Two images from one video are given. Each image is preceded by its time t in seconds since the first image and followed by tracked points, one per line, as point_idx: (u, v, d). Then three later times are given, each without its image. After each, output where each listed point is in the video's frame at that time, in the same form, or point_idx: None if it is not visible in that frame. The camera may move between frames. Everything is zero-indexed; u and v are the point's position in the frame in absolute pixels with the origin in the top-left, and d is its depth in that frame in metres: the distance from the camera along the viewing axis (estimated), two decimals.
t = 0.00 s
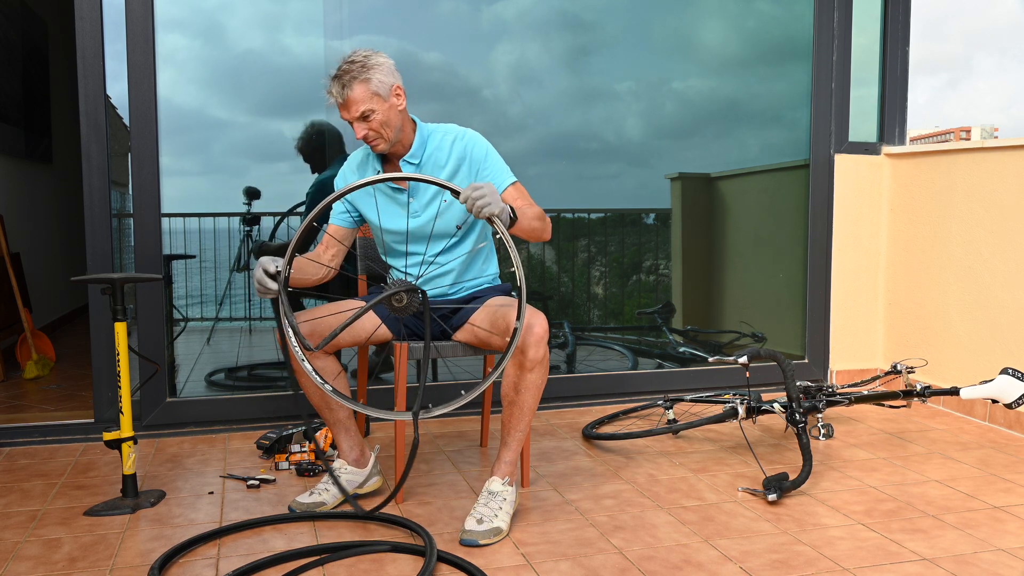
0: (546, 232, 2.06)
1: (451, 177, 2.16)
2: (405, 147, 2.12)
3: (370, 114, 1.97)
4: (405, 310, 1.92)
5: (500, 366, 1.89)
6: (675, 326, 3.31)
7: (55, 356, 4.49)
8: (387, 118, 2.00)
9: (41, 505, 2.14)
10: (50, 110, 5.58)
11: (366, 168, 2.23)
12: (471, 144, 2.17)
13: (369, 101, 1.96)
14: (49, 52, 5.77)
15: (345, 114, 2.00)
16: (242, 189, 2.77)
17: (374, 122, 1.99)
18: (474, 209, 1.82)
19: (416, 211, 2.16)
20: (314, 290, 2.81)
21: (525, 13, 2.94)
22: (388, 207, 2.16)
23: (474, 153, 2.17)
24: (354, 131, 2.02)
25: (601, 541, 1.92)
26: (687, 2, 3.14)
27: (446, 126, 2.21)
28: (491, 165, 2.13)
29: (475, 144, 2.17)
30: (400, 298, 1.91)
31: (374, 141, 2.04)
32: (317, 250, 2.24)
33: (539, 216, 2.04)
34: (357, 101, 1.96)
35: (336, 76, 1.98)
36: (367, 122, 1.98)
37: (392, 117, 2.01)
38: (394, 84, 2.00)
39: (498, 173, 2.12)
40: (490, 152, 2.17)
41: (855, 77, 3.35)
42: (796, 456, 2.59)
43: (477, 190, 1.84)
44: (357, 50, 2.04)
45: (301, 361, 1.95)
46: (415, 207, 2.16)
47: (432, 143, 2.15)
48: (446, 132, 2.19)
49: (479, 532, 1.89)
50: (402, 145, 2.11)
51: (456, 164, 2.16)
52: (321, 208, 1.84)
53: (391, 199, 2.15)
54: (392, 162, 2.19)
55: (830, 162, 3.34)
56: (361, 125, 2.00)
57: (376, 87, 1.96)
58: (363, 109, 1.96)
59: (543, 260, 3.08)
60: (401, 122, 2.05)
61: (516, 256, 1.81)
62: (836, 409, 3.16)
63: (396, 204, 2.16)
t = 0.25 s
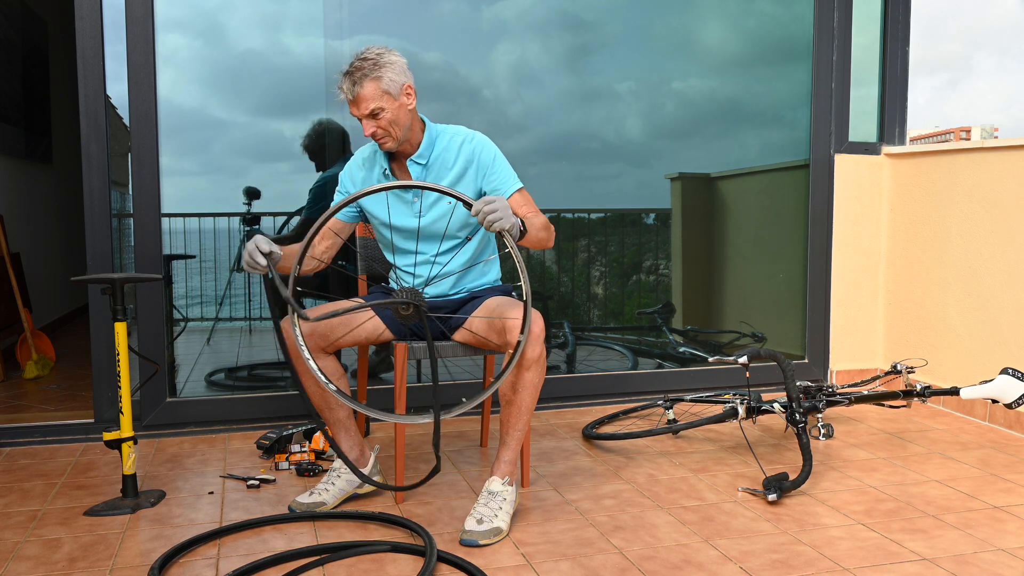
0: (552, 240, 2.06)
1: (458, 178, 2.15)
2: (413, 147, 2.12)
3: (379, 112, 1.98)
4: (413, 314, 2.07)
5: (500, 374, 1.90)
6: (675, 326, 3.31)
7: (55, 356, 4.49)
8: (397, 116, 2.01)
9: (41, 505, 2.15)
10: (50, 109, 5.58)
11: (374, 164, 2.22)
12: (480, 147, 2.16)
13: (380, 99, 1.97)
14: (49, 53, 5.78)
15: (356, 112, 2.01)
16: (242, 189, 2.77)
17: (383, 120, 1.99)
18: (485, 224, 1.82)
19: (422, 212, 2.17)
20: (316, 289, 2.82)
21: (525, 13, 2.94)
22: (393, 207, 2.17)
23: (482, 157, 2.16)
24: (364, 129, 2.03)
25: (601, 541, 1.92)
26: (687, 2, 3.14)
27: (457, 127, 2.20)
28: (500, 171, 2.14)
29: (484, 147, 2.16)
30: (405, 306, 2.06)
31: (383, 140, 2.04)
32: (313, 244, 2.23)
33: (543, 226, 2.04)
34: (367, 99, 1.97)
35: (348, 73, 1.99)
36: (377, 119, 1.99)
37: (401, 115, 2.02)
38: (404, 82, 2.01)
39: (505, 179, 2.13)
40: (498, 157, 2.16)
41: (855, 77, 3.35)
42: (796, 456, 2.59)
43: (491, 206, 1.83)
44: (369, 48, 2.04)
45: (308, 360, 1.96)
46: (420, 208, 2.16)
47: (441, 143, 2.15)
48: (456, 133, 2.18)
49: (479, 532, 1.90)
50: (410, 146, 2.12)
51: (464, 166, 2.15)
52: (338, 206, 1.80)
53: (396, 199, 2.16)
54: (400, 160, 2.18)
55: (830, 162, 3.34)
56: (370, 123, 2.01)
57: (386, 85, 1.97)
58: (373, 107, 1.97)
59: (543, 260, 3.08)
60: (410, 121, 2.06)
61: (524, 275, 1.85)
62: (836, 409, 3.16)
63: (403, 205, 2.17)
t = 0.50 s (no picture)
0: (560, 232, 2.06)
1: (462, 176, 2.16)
2: (415, 146, 2.12)
3: (384, 111, 1.97)
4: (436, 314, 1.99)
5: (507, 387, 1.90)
6: (675, 326, 3.31)
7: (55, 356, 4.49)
8: (401, 115, 2.00)
9: (41, 505, 2.15)
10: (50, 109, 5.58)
11: (375, 162, 2.21)
12: (482, 146, 2.18)
13: (384, 98, 1.96)
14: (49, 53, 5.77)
15: (360, 112, 1.99)
16: (242, 189, 2.77)
17: (389, 119, 1.98)
18: (500, 210, 1.81)
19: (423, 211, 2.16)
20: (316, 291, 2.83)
21: (525, 13, 2.94)
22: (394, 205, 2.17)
23: (485, 154, 2.17)
24: (368, 129, 2.01)
25: (601, 541, 1.92)
26: (688, 2, 3.14)
27: (457, 126, 2.21)
28: (503, 168, 2.16)
29: (486, 146, 2.18)
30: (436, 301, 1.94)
31: (388, 139, 2.03)
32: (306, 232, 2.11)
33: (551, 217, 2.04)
34: (372, 99, 1.95)
35: (351, 73, 1.97)
36: (381, 119, 1.98)
37: (405, 114, 2.01)
38: (407, 81, 2.00)
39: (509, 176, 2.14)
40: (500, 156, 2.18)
41: (855, 77, 3.35)
42: (796, 456, 2.59)
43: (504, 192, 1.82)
44: (368, 47, 2.02)
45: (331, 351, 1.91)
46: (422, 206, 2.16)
47: (443, 142, 2.15)
48: (458, 132, 2.19)
49: (479, 532, 1.90)
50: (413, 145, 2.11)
51: (467, 165, 2.16)
52: (351, 212, 1.78)
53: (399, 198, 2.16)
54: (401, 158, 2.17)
55: (830, 162, 3.34)
56: (375, 123, 1.99)
57: (391, 84, 1.96)
58: (377, 106, 1.96)
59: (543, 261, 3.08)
60: (414, 119, 2.05)
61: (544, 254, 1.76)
62: (836, 409, 3.16)
63: (404, 202, 2.16)
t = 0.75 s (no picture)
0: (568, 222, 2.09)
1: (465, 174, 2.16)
2: (421, 143, 2.13)
3: (398, 107, 1.97)
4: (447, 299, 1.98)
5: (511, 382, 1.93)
6: (675, 326, 3.31)
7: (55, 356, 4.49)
8: (412, 111, 2.01)
9: (41, 505, 2.15)
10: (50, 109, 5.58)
11: (378, 161, 2.21)
12: (485, 143, 2.18)
13: (397, 95, 1.96)
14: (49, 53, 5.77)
15: (372, 111, 1.98)
16: (242, 189, 2.77)
17: (402, 115, 1.98)
18: (512, 191, 1.84)
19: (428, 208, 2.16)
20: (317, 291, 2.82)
21: (525, 13, 2.95)
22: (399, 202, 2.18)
23: (489, 151, 2.17)
24: (382, 128, 2.00)
25: (601, 541, 1.92)
26: (688, 2, 3.14)
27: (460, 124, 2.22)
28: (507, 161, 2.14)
29: (489, 143, 2.18)
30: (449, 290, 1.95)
31: (401, 136, 2.03)
32: (311, 231, 2.09)
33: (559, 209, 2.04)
34: (385, 96, 1.95)
35: (359, 72, 1.95)
36: (395, 116, 1.98)
37: (415, 109, 2.02)
38: (414, 76, 2.01)
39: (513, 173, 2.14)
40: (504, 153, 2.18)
41: (855, 77, 3.35)
42: (796, 456, 2.59)
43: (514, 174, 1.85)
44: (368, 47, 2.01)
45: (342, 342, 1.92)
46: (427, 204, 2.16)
47: (447, 140, 2.16)
48: (462, 129, 2.19)
49: (479, 532, 1.90)
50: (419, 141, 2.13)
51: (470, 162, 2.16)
52: (352, 210, 1.85)
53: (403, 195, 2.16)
54: (405, 155, 2.18)
55: (830, 161, 3.34)
56: (389, 121, 1.99)
57: (402, 80, 1.96)
58: (392, 103, 1.95)
59: (543, 260, 3.08)
60: (422, 114, 2.06)
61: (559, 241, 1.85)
62: (836, 409, 3.16)
63: (409, 200, 2.17)
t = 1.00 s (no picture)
0: (572, 221, 2.06)
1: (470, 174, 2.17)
2: (427, 143, 2.14)
3: (408, 106, 1.97)
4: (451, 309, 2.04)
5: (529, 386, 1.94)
6: (676, 326, 3.31)
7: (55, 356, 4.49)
8: (421, 109, 2.02)
9: (41, 505, 2.14)
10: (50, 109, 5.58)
11: (383, 158, 2.19)
12: (490, 144, 2.18)
13: (408, 93, 1.96)
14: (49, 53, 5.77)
15: (382, 108, 1.97)
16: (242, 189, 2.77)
17: (412, 113, 1.99)
18: (501, 193, 1.83)
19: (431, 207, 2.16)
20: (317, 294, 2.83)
21: (526, 13, 2.95)
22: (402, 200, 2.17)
23: (494, 152, 2.18)
24: (391, 125, 2.00)
25: (601, 541, 1.92)
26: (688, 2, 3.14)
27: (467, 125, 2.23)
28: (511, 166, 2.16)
29: (494, 145, 2.19)
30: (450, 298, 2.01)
31: (409, 134, 2.03)
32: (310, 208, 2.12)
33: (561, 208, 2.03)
34: (396, 94, 1.95)
35: (370, 68, 1.94)
36: (405, 114, 1.98)
37: (424, 108, 2.03)
38: (423, 75, 2.02)
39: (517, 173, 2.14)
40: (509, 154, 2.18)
41: (855, 77, 3.35)
42: (796, 456, 2.59)
43: (499, 175, 1.84)
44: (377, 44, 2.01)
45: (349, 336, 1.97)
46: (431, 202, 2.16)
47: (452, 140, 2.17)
48: (468, 130, 2.20)
49: (480, 532, 1.89)
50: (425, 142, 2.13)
51: (475, 163, 2.17)
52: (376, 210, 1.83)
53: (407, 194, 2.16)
54: (410, 153, 2.18)
55: (830, 161, 3.34)
56: (399, 119, 1.99)
57: (413, 78, 1.96)
58: (403, 101, 1.96)
59: (543, 261, 3.09)
60: (430, 113, 2.07)
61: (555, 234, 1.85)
62: (836, 409, 3.16)
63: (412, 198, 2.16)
